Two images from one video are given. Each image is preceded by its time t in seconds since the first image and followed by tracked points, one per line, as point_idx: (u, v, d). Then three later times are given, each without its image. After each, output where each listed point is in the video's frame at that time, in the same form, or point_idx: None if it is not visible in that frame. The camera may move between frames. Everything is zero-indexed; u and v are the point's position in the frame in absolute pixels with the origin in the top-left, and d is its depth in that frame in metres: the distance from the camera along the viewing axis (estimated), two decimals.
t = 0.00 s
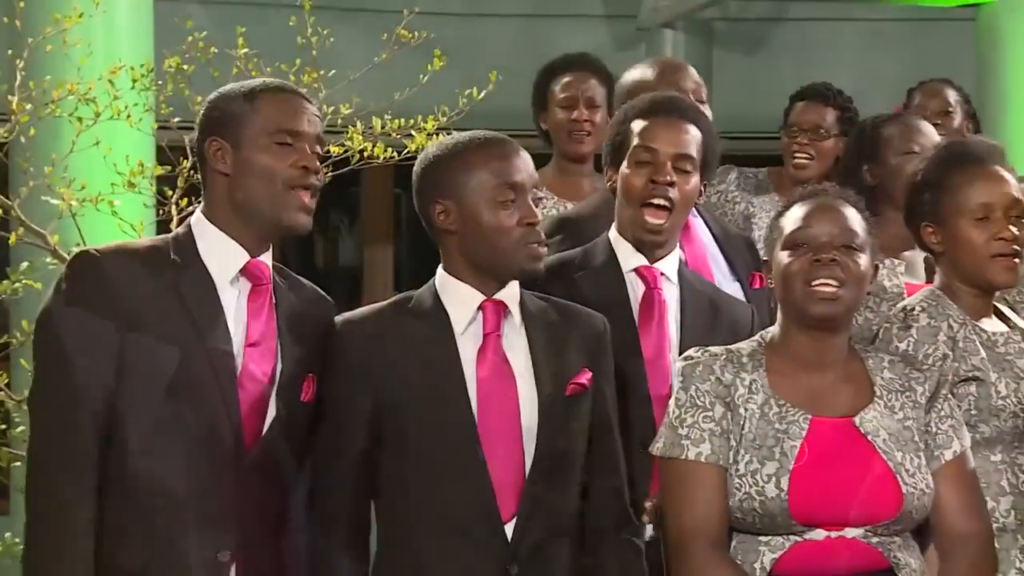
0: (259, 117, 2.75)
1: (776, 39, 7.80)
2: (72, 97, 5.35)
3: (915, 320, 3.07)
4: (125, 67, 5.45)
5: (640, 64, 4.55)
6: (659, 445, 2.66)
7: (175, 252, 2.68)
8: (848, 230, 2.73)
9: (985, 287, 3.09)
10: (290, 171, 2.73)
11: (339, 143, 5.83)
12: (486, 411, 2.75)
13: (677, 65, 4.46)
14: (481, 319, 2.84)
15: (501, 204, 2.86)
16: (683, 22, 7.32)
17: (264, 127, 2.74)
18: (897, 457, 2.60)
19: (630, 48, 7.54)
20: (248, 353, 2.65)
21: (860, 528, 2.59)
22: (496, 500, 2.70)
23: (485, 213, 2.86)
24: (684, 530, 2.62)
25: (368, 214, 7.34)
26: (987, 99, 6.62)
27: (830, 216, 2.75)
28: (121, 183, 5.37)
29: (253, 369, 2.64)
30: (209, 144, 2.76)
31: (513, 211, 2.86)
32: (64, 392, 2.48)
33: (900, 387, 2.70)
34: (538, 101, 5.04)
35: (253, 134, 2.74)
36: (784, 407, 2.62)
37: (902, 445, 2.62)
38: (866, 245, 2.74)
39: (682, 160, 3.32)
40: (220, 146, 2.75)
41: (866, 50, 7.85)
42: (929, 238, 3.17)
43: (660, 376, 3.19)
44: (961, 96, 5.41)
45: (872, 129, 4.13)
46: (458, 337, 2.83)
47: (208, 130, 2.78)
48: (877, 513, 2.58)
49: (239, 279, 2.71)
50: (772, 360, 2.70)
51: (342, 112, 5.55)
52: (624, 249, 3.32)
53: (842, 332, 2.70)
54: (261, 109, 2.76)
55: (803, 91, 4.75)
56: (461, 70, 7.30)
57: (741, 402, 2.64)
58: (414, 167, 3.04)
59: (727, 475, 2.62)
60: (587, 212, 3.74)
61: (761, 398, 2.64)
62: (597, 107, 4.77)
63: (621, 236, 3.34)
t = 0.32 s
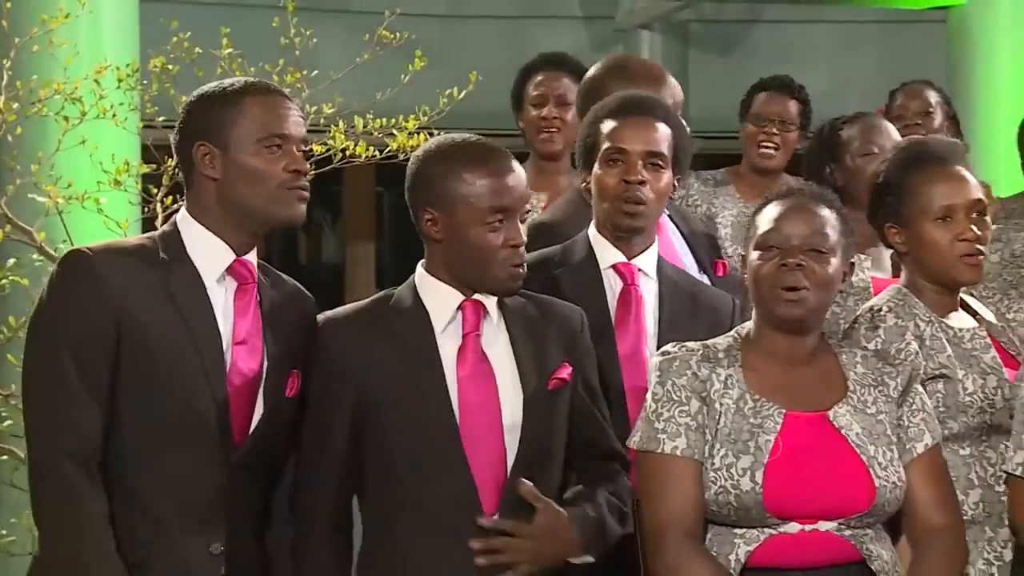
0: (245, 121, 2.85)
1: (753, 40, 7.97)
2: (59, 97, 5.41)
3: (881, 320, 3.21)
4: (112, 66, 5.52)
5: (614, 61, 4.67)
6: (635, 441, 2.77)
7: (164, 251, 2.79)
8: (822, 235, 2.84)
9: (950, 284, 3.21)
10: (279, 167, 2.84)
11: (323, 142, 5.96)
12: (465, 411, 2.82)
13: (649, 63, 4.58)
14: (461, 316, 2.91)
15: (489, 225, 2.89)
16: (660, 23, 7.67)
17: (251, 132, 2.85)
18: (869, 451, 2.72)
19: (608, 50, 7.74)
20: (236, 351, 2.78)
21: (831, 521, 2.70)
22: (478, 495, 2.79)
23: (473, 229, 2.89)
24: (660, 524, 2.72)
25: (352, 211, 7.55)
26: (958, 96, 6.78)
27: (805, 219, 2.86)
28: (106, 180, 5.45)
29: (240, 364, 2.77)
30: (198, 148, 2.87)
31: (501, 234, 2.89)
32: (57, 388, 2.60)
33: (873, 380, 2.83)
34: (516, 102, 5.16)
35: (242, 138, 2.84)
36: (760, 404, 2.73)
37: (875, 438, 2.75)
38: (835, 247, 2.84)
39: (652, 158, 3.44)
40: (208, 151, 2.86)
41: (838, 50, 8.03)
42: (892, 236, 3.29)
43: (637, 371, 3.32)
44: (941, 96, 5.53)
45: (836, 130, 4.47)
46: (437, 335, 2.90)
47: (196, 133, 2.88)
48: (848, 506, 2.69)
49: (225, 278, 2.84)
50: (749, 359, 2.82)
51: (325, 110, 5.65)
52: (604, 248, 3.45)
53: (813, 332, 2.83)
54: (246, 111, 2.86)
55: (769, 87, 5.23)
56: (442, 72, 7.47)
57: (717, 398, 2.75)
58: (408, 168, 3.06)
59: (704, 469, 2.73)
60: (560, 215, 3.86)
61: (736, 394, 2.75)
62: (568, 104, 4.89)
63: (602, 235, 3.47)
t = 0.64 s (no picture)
0: (237, 129, 2.92)
1: (729, 43, 8.31)
2: (49, 99, 5.47)
3: (860, 317, 3.29)
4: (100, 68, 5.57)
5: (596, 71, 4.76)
6: (616, 439, 2.88)
7: (154, 255, 2.85)
8: (802, 239, 2.93)
9: (926, 283, 3.32)
10: (271, 175, 2.92)
11: (310, 143, 6.05)
12: (450, 409, 2.90)
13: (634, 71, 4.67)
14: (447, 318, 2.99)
15: (481, 223, 2.97)
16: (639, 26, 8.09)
17: (242, 140, 2.92)
18: (847, 452, 2.82)
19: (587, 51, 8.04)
20: (228, 352, 2.84)
21: (810, 518, 2.81)
22: (459, 490, 2.87)
23: (462, 229, 2.97)
24: (640, 519, 2.83)
25: (338, 211, 7.73)
26: (934, 94, 7.13)
27: (789, 222, 2.95)
28: (94, 181, 5.50)
29: (233, 363, 2.84)
30: (188, 154, 2.93)
31: (494, 233, 2.97)
32: (52, 389, 2.67)
33: (851, 379, 2.92)
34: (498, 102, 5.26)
35: (233, 145, 2.91)
36: (739, 404, 2.83)
37: (853, 438, 2.84)
38: (810, 254, 2.93)
39: (624, 156, 3.53)
40: (199, 158, 2.92)
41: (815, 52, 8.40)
42: (870, 236, 3.39)
43: (612, 368, 3.43)
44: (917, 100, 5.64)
45: (808, 132, 4.49)
46: (426, 335, 2.97)
47: (186, 138, 2.94)
48: (826, 504, 2.79)
49: (214, 281, 2.91)
50: (729, 359, 2.92)
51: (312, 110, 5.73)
52: (580, 248, 3.55)
53: (792, 335, 2.92)
54: (237, 119, 2.93)
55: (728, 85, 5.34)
56: (425, 71, 7.73)
57: (697, 397, 2.85)
58: (400, 168, 3.13)
59: (684, 466, 2.83)
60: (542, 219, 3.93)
61: (716, 393, 2.86)
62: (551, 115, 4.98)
63: (580, 235, 3.57)
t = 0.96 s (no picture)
0: (202, 120, 2.91)
1: (709, 43, 8.44)
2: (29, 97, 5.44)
3: (843, 311, 3.30)
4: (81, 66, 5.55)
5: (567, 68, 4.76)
6: (598, 434, 2.89)
7: (137, 251, 2.83)
8: (781, 241, 2.93)
9: (910, 277, 3.33)
10: (241, 162, 2.90)
11: (291, 141, 6.05)
12: (433, 405, 2.91)
13: (607, 62, 4.70)
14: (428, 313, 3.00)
15: (459, 209, 3.00)
16: (620, 25, 8.22)
17: (209, 130, 2.90)
18: (829, 452, 2.82)
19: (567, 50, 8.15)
20: (212, 347, 2.85)
21: (791, 517, 2.82)
22: (443, 486, 2.88)
23: (440, 216, 3.00)
24: (622, 516, 2.82)
25: (319, 208, 7.81)
26: (912, 92, 7.30)
27: (770, 224, 2.95)
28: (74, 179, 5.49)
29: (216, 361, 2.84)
30: (156, 152, 2.91)
31: (471, 218, 3.00)
32: (35, 385, 2.65)
33: (835, 379, 2.93)
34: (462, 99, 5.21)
35: (201, 137, 2.90)
36: (722, 403, 2.84)
37: (835, 438, 2.85)
38: (788, 252, 2.93)
39: (611, 154, 3.55)
40: (168, 155, 2.90)
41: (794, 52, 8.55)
42: (854, 234, 3.41)
43: (596, 365, 3.43)
44: (886, 97, 5.66)
45: (786, 131, 4.47)
46: (408, 331, 2.98)
47: (152, 136, 2.93)
48: (807, 505, 2.81)
49: (196, 275, 2.90)
50: (714, 358, 2.92)
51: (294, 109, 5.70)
52: (564, 246, 3.57)
53: (772, 336, 2.92)
54: (201, 111, 2.92)
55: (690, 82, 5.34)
56: (408, 70, 7.82)
57: (679, 395, 2.86)
58: (373, 163, 3.15)
59: (666, 465, 2.84)
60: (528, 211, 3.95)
61: (699, 391, 2.86)
62: (519, 107, 4.99)
63: (564, 233, 3.58)
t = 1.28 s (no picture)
0: (181, 118, 2.89)
1: (688, 42, 8.49)
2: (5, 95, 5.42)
3: (819, 311, 3.32)
4: (58, 65, 5.51)
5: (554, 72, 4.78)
6: (578, 429, 2.86)
7: (109, 249, 2.79)
8: (765, 241, 2.93)
9: (887, 274, 3.34)
10: (218, 161, 2.88)
11: (270, 141, 6.04)
12: (407, 408, 2.89)
13: (596, 63, 4.74)
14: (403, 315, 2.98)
15: (427, 213, 2.99)
16: (598, 25, 8.28)
17: (189, 127, 2.89)
18: (807, 452, 2.82)
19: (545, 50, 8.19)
20: (186, 345, 2.83)
21: (768, 517, 2.81)
22: (417, 489, 2.86)
23: (410, 220, 2.98)
24: (600, 513, 2.80)
25: (298, 209, 7.88)
26: (889, 93, 7.35)
27: (753, 222, 2.95)
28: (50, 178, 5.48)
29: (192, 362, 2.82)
30: (134, 144, 2.89)
31: (440, 222, 2.99)
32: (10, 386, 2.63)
33: (816, 379, 2.93)
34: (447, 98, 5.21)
35: (180, 133, 2.88)
36: (702, 401, 2.83)
37: (814, 438, 2.85)
38: (767, 250, 2.92)
39: (615, 173, 3.56)
40: (146, 147, 2.88)
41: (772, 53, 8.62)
42: (831, 235, 3.41)
43: (567, 366, 3.43)
44: (862, 97, 5.68)
45: (767, 133, 4.47)
46: (382, 332, 2.96)
47: (129, 129, 2.90)
48: (785, 504, 2.80)
49: (168, 274, 2.87)
50: (697, 355, 2.91)
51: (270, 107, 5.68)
52: (536, 247, 3.56)
53: (754, 336, 2.91)
54: (183, 106, 2.91)
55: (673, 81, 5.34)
56: (386, 71, 7.86)
57: (661, 392, 2.84)
58: (345, 164, 3.14)
59: (645, 462, 2.81)
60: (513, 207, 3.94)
61: (680, 389, 2.84)
62: (504, 110, 4.99)
63: (541, 233, 3.57)
